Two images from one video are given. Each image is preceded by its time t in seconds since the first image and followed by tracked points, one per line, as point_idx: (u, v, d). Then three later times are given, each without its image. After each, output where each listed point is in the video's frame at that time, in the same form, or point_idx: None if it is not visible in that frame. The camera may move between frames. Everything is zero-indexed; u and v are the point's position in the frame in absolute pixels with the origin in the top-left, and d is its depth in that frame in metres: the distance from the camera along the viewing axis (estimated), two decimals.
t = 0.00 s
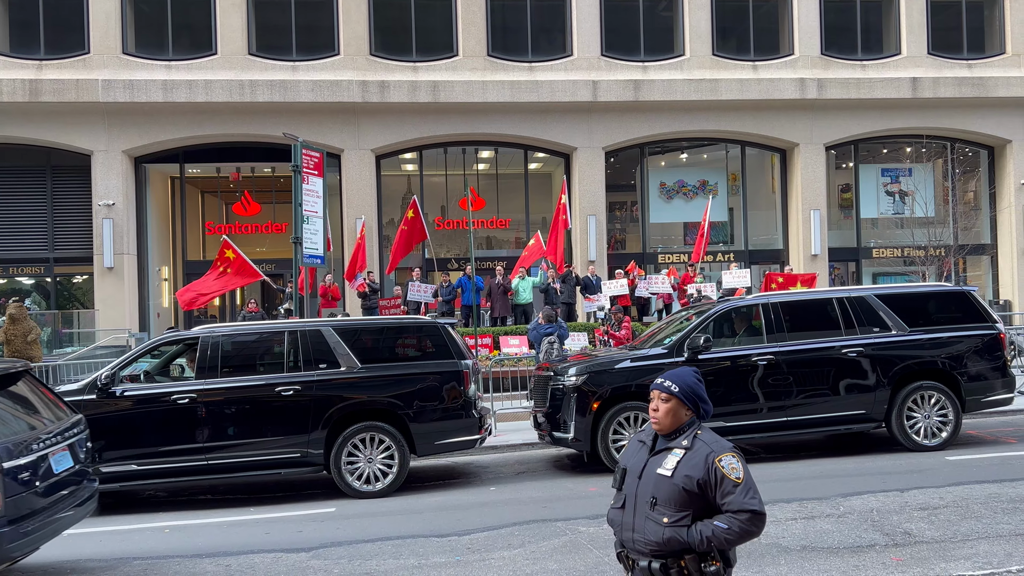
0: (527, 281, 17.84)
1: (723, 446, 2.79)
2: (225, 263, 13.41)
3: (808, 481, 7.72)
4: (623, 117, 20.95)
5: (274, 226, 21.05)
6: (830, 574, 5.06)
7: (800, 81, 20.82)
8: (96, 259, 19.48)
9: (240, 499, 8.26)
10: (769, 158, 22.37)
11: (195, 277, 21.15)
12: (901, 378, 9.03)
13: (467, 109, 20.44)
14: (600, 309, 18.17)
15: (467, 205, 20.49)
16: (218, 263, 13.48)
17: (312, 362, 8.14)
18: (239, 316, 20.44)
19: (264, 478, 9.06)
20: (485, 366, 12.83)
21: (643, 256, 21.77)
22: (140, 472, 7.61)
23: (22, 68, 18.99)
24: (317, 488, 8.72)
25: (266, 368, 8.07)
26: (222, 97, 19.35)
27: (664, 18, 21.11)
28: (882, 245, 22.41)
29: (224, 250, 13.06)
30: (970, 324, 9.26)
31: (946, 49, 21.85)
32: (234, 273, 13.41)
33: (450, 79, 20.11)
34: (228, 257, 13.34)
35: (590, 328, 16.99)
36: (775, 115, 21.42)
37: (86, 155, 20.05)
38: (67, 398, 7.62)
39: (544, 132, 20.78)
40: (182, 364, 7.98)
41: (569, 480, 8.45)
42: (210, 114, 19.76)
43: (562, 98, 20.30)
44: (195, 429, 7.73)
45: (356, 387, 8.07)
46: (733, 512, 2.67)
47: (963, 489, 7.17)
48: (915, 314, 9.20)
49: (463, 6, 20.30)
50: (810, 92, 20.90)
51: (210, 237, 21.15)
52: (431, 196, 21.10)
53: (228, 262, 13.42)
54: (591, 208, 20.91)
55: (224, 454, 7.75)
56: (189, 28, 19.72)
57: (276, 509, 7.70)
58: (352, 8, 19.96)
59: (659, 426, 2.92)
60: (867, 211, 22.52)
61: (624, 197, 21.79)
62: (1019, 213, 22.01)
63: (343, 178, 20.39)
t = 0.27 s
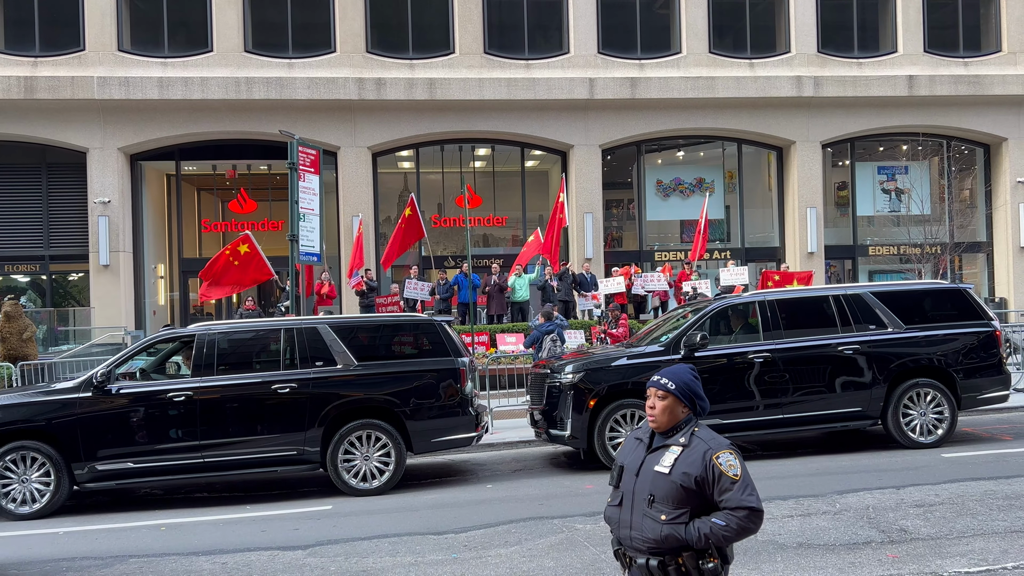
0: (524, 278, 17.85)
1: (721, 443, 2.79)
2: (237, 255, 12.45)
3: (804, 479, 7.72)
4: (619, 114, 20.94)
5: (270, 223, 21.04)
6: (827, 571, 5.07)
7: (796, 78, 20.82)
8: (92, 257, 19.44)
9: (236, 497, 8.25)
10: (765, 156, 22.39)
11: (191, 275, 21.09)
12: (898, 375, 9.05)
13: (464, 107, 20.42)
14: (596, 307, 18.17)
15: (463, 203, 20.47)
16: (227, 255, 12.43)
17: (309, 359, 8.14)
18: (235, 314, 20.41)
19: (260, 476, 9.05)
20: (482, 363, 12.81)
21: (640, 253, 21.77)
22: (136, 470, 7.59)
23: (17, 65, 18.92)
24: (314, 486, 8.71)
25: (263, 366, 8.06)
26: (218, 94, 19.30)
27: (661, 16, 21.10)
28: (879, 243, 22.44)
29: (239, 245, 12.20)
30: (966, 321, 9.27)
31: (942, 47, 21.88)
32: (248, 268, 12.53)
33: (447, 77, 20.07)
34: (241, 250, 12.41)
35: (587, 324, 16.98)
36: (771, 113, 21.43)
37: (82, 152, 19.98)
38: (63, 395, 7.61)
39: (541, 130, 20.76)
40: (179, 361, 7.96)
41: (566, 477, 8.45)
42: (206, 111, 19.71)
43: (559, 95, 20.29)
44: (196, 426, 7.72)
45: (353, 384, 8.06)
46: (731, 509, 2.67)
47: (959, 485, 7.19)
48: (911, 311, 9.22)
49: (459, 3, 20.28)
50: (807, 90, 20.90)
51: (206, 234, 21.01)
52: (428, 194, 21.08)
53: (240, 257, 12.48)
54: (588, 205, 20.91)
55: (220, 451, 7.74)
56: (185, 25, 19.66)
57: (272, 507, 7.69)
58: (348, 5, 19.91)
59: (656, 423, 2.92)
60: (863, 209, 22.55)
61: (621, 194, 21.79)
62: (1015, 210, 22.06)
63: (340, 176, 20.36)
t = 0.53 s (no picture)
0: (522, 277, 17.90)
1: (721, 441, 2.80)
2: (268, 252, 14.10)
3: (803, 477, 7.73)
4: (618, 113, 20.94)
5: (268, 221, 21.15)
6: (825, 569, 5.08)
7: (795, 77, 20.82)
8: (90, 256, 19.44)
9: (235, 496, 8.24)
10: (764, 155, 22.40)
11: (190, 274, 21.08)
12: (896, 374, 9.06)
13: (463, 105, 20.40)
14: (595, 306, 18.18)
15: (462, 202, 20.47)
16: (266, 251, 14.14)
17: (308, 358, 8.13)
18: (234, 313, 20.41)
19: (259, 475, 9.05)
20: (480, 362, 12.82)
21: (639, 252, 21.76)
22: (135, 470, 7.59)
23: (14, 64, 18.89)
24: (313, 485, 8.71)
25: (261, 365, 8.05)
26: (216, 93, 19.28)
27: (659, 14, 21.09)
28: (877, 241, 22.45)
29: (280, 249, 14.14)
30: (965, 320, 9.28)
31: (940, 45, 21.88)
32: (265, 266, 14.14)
33: (445, 75, 20.06)
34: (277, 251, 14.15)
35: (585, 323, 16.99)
36: (770, 112, 21.43)
37: (80, 151, 19.96)
38: (61, 394, 7.60)
39: (540, 129, 20.75)
40: (177, 361, 7.95)
41: (565, 476, 8.45)
42: (204, 110, 19.69)
43: (558, 94, 20.28)
44: (195, 426, 7.71)
45: (352, 383, 8.06)
46: (732, 507, 2.68)
47: (958, 484, 7.20)
48: (910, 310, 9.22)
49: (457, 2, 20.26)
50: (805, 89, 20.90)
51: (204, 233, 21.01)
52: (426, 192, 21.08)
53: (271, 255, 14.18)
54: (587, 204, 20.92)
55: (219, 450, 7.73)
56: (183, 24, 19.63)
57: (271, 506, 7.69)
58: (346, 3, 19.89)
59: (656, 422, 2.92)
60: (862, 208, 22.57)
61: (620, 193, 21.80)
62: (1013, 209, 22.08)
63: (338, 174, 20.35)
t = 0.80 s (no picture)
0: (522, 278, 17.99)
1: (721, 441, 2.80)
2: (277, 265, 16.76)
3: (803, 477, 7.74)
4: (617, 113, 20.94)
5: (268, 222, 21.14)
6: (825, 569, 5.08)
7: (794, 77, 20.83)
8: (90, 257, 19.44)
9: (235, 497, 8.25)
10: (763, 155, 22.41)
11: (190, 274, 21.08)
12: (896, 373, 9.07)
13: (462, 105, 20.41)
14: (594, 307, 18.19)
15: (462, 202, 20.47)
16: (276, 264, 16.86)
17: (308, 359, 8.13)
18: (234, 313, 20.41)
19: (260, 476, 9.06)
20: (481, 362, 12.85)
21: (639, 252, 21.77)
22: (135, 470, 7.59)
23: (14, 65, 18.90)
24: (313, 485, 8.71)
25: (262, 366, 8.06)
26: (215, 94, 19.28)
27: (658, 14, 21.09)
28: (877, 241, 22.46)
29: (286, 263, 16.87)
30: (964, 319, 9.29)
31: (939, 45, 21.89)
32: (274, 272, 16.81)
33: (445, 76, 20.06)
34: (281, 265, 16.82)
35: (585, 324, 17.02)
36: (769, 112, 21.44)
37: (80, 152, 19.96)
38: (61, 395, 7.60)
39: (539, 129, 20.76)
40: (177, 361, 7.95)
41: (565, 476, 8.46)
42: (204, 111, 19.70)
43: (557, 95, 20.29)
44: (196, 426, 7.72)
45: (352, 383, 8.07)
46: (732, 507, 2.68)
47: (958, 483, 7.20)
48: (909, 309, 9.23)
49: (457, 3, 20.27)
50: (804, 89, 20.91)
51: (204, 234, 20.98)
52: (426, 193, 21.08)
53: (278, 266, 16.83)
54: (586, 204, 20.93)
55: (220, 451, 7.74)
56: (183, 24, 19.64)
57: (272, 507, 7.69)
58: (345, 4, 19.90)
59: (656, 421, 2.93)
60: (861, 207, 22.58)
61: (619, 193, 21.82)
62: (1012, 208, 22.09)
63: (338, 175, 20.36)
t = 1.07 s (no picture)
0: (522, 279, 18.01)
1: (720, 443, 2.81)
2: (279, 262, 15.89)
3: (803, 477, 7.74)
4: (616, 114, 20.95)
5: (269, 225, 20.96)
6: (826, 570, 5.08)
7: (794, 77, 20.84)
8: (90, 260, 19.44)
9: (236, 499, 8.25)
10: (763, 155, 22.42)
11: (190, 277, 21.08)
12: (896, 374, 9.07)
13: (462, 107, 20.42)
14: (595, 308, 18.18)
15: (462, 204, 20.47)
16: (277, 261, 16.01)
17: (308, 361, 8.14)
18: (235, 316, 20.40)
19: (260, 478, 9.06)
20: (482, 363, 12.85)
21: (639, 253, 21.77)
22: (136, 473, 7.59)
23: (14, 68, 18.92)
24: (314, 488, 8.71)
25: (262, 368, 8.06)
26: (215, 96, 19.30)
27: (657, 15, 21.10)
28: (877, 241, 22.46)
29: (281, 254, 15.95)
30: (965, 320, 9.29)
31: (938, 45, 21.91)
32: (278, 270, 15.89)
33: (444, 78, 20.08)
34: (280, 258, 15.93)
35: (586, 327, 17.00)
36: (769, 112, 21.45)
37: (80, 155, 19.98)
38: (62, 398, 7.60)
39: (539, 130, 20.77)
40: (178, 364, 7.95)
41: (565, 478, 8.46)
42: (203, 113, 19.71)
43: (557, 96, 20.31)
44: (197, 429, 7.72)
45: (352, 385, 8.07)
46: (732, 509, 2.68)
47: (959, 484, 7.20)
48: (909, 310, 9.23)
49: (456, 5, 20.30)
50: (804, 89, 20.92)
51: (204, 236, 20.97)
52: (426, 194, 21.08)
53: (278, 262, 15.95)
54: (586, 205, 20.94)
55: (220, 454, 7.74)
56: (183, 27, 19.66)
57: (273, 509, 7.69)
58: (345, 6, 19.92)
59: (656, 423, 2.93)
60: (861, 208, 22.57)
61: (619, 194, 21.82)
62: (1012, 208, 22.10)
63: (338, 176, 20.36)
